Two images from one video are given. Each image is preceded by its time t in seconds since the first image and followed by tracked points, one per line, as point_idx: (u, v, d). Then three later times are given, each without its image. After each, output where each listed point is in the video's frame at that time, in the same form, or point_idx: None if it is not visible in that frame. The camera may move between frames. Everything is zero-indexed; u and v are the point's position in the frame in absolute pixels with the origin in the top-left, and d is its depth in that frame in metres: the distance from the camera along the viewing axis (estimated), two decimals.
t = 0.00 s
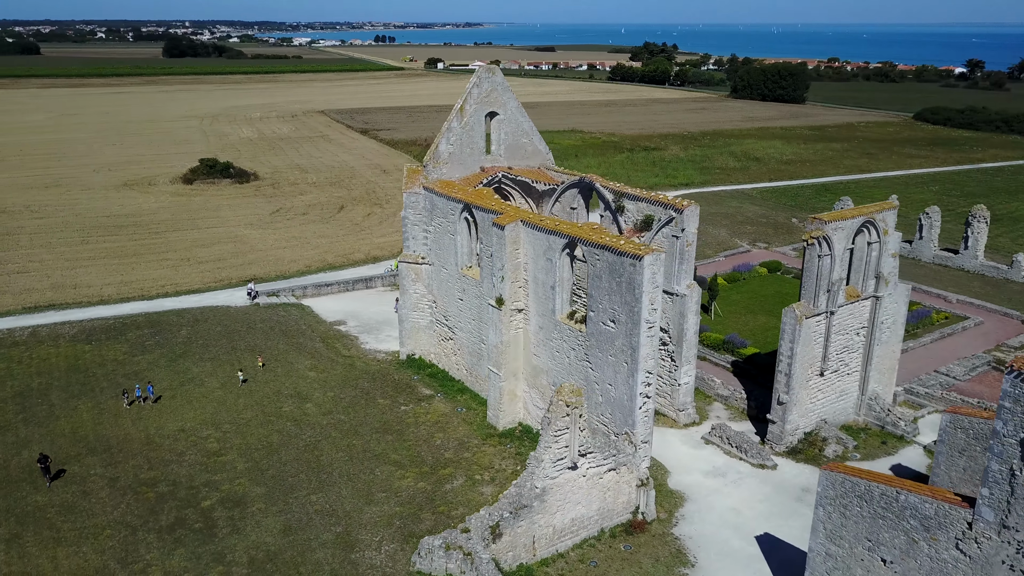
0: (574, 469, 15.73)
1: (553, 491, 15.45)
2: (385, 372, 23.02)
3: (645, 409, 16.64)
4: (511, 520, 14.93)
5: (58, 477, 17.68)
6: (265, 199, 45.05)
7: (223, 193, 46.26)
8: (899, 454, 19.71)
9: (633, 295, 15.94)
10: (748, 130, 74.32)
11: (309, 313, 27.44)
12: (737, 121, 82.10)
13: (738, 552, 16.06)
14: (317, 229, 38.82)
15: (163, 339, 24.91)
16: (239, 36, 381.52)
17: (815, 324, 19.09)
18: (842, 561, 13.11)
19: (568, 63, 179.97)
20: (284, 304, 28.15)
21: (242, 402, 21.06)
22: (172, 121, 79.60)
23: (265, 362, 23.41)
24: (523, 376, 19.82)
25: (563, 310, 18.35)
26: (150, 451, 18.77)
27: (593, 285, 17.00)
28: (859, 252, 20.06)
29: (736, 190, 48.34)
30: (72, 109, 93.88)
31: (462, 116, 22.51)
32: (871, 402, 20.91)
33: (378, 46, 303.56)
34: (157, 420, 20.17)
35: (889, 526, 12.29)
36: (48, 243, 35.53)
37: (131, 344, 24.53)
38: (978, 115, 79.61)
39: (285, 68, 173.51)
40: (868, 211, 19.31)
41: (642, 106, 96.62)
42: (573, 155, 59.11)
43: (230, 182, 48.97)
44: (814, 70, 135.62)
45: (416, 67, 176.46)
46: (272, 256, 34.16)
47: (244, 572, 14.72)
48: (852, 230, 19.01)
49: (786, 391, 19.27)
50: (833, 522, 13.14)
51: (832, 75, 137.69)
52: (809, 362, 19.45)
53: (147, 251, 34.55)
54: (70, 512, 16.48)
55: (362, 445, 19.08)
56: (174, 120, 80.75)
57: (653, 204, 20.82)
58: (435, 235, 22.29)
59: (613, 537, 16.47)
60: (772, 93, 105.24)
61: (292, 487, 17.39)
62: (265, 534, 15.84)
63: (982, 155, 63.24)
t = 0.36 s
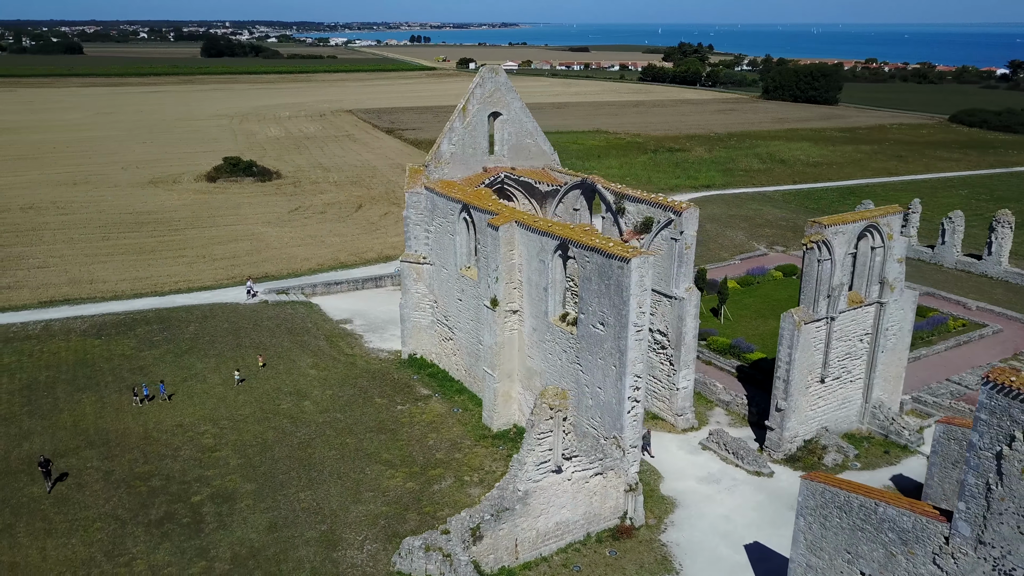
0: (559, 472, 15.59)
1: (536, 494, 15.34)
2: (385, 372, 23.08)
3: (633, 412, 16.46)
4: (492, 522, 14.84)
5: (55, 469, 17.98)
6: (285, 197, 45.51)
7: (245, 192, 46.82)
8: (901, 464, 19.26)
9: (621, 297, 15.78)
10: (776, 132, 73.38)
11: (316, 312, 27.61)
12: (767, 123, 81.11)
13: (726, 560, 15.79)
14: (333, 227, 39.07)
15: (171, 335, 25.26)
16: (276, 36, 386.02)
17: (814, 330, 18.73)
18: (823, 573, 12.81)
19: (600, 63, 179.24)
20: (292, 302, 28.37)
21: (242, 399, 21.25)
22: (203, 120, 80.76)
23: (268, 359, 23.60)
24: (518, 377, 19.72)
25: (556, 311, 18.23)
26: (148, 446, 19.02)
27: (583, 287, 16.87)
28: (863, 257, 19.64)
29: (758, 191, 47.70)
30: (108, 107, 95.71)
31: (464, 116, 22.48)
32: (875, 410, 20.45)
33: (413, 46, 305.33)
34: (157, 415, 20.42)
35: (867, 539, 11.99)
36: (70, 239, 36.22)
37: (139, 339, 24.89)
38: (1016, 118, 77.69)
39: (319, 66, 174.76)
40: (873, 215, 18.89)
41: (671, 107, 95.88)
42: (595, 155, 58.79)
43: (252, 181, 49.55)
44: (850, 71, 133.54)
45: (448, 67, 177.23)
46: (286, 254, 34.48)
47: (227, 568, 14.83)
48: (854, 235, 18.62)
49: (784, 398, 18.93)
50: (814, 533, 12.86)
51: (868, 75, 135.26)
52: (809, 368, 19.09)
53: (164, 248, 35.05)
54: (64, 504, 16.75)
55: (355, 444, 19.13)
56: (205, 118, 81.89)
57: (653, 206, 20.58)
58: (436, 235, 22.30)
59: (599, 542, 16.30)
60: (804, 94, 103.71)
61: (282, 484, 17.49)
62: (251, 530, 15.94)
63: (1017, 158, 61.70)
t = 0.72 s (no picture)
0: (546, 474, 15.47)
1: (522, 495, 15.26)
2: (390, 370, 23.16)
3: (624, 414, 16.28)
4: (476, 523, 14.80)
5: (59, 459, 18.37)
6: (310, 195, 45.98)
7: (271, 189, 47.40)
8: (907, 475, 18.77)
9: (612, 299, 15.64)
10: (809, 133, 72.24)
11: (328, 309, 27.85)
12: (801, 124, 79.92)
13: (715, 567, 15.53)
14: (353, 226, 39.35)
15: (183, 329, 25.67)
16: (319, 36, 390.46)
17: (817, 335, 18.34)
18: None
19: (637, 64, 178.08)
20: (306, 299, 28.64)
21: (246, 394, 21.51)
22: (238, 119, 81.99)
23: (275, 355, 23.85)
24: (517, 378, 19.64)
25: (552, 312, 18.12)
26: (150, 438, 19.34)
27: (577, 288, 16.74)
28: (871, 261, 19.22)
29: (785, 193, 46.97)
30: (148, 106, 97.63)
31: (471, 115, 22.47)
32: (883, 418, 19.97)
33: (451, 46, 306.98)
34: (162, 408, 20.76)
35: (847, 550, 11.68)
36: (97, 234, 37.03)
37: (153, 333, 25.35)
38: None
39: (358, 66, 176.34)
40: (879, 219, 18.48)
41: (705, 107, 94.89)
42: (623, 156, 58.43)
43: (279, 179, 50.13)
44: (891, 72, 131.07)
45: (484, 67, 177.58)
46: (305, 251, 34.81)
47: (213, 560, 15.00)
48: (860, 238, 18.20)
49: (786, 405, 18.57)
50: (796, 542, 12.58)
51: (910, 76, 132.61)
52: (812, 374, 18.71)
53: (187, 244, 35.65)
54: (64, 493, 17.09)
55: (353, 441, 19.22)
56: (240, 117, 83.12)
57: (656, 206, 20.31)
58: (440, 234, 22.33)
59: (588, 545, 16.15)
60: (842, 95, 101.90)
61: (277, 479, 17.65)
62: (241, 524, 16.11)
63: None
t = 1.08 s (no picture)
0: (527, 477, 15.35)
1: (501, 497, 15.15)
2: (388, 369, 23.17)
3: (608, 418, 16.11)
4: (454, 524, 14.72)
5: (53, 452, 18.60)
6: (325, 194, 46.27)
7: (287, 188, 47.80)
8: (903, 484, 18.35)
9: (595, 301, 15.48)
10: (835, 134, 71.19)
11: (332, 307, 27.97)
12: (827, 125, 78.81)
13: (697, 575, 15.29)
14: (365, 225, 39.53)
15: (187, 326, 25.92)
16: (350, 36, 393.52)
17: (812, 340, 18.00)
18: None
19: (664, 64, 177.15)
20: (310, 297, 28.78)
21: (242, 391, 21.63)
22: (262, 118, 82.81)
23: (275, 353, 23.96)
24: (508, 379, 19.51)
25: (541, 313, 17.98)
26: (144, 433, 19.53)
27: (563, 290, 16.60)
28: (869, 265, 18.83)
29: (804, 195, 46.32)
30: (176, 105, 98.98)
31: (470, 114, 22.42)
32: (882, 425, 19.54)
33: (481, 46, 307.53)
34: (158, 404, 20.95)
35: (819, 560, 11.43)
36: (113, 231, 37.57)
37: (157, 329, 25.63)
38: None
39: (387, 66, 177.23)
40: (879, 221, 18.07)
41: (731, 108, 93.95)
42: (642, 156, 58.06)
43: (296, 177, 50.53)
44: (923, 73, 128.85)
45: (511, 66, 177.58)
46: (315, 250, 35.01)
47: (194, 556, 15.09)
48: (857, 242, 17.81)
49: (778, 410, 18.24)
50: (770, 552, 12.33)
51: (943, 77, 130.25)
52: (806, 379, 18.36)
53: (200, 242, 36.05)
54: (54, 487, 17.30)
55: (343, 440, 19.25)
56: (264, 116, 83.96)
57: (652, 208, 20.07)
58: (438, 233, 22.31)
59: (570, 549, 15.98)
60: (871, 96, 100.38)
61: (264, 477, 17.75)
62: (224, 521, 16.20)
63: None
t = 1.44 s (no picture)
0: (512, 479, 15.22)
1: (485, 499, 15.05)
2: (391, 367, 23.20)
3: (597, 421, 15.93)
4: (436, 525, 14.65)
5: (56, 444, 18.93)
6: (346, 192, 46.57)
7: (310, 186, 48.21)
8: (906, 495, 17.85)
9: (584, 303, 15.32)
10: (867, 136, 69.88)
11: (342, 305, 28.11)
12: (861, 126, 77.39)
13: None
14: (384, 223, 39.73)
15: (198, 321, 26.24)
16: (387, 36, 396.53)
17: (812, 345, 17.62)
18: None
19: (700, 64, 175.22)
20: (321, 295, 28.96)
21: (244, 387, 21.81)
22: (293, 116, 83.66)
23: (280, 350, 24.14)
24: (505, 380, 19.40)
25: (535, 314, 17.84)
26: (145, 427, 19.78)
27: (554, 291, 16.45)
28: (874, 270, 18.41)
29: (830, 198, 45.50)
30: (211, 103, 100.36)
31: (474, 114, 22.36)
32: (886, 434, 19.03)
33: (516, 45, 307.82)
34: (163, 398, 21.21)
35: (794, 572, 11.16)
36: (136, 227, 38.19)
37: (168, 324, 25.97)
38: None
39: (421, 66, 177.76)
40: (884, 225, 17.62)
41: (763, 109, 92.71)
42: (667, 156, 57.52)
43: (320, 176, 50.93)
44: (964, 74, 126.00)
45: (545, 66, 177.32)
46: (331, 247, 35.23)
47: (180, 550, 15.24)
48: (860, 247, 17.39)
49: (777, 417, 17.88)
50: (746, 562, 12.08)
51: (985, 78, 127.24)
52: (806, 386, 17.97)
53: (219, 238, 36.52)
54: (52, 478, 17.59)
55: (339, 438, 19.31)
56: (295, 115, 84.78)
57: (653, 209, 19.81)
58: (440, 232, 22.28)
59: (557, 553, 15.83)
60: (908, 97, 98.38)
61: (257, 472, 17.87)
62: (214, 516, 16.32)
63: None
